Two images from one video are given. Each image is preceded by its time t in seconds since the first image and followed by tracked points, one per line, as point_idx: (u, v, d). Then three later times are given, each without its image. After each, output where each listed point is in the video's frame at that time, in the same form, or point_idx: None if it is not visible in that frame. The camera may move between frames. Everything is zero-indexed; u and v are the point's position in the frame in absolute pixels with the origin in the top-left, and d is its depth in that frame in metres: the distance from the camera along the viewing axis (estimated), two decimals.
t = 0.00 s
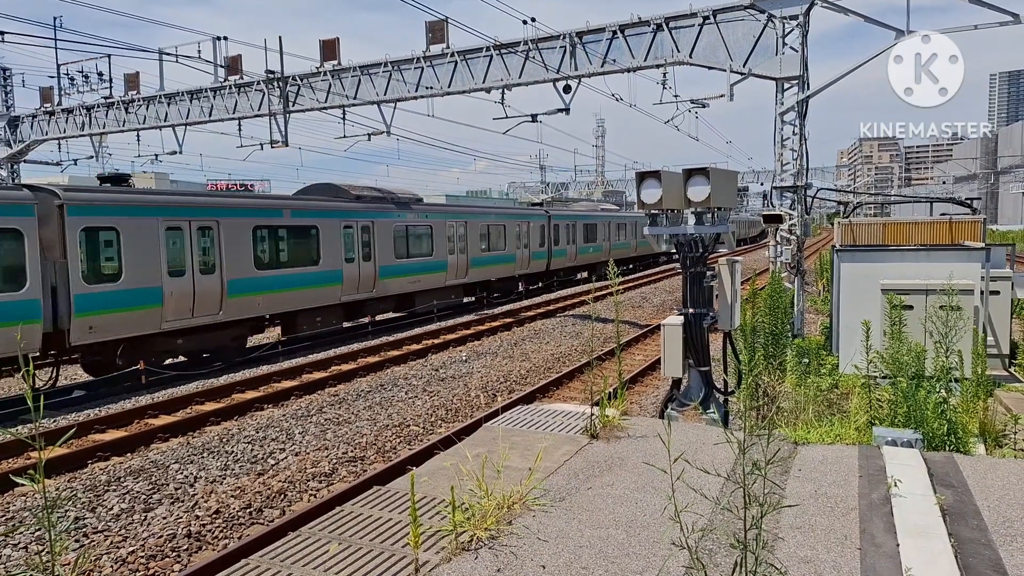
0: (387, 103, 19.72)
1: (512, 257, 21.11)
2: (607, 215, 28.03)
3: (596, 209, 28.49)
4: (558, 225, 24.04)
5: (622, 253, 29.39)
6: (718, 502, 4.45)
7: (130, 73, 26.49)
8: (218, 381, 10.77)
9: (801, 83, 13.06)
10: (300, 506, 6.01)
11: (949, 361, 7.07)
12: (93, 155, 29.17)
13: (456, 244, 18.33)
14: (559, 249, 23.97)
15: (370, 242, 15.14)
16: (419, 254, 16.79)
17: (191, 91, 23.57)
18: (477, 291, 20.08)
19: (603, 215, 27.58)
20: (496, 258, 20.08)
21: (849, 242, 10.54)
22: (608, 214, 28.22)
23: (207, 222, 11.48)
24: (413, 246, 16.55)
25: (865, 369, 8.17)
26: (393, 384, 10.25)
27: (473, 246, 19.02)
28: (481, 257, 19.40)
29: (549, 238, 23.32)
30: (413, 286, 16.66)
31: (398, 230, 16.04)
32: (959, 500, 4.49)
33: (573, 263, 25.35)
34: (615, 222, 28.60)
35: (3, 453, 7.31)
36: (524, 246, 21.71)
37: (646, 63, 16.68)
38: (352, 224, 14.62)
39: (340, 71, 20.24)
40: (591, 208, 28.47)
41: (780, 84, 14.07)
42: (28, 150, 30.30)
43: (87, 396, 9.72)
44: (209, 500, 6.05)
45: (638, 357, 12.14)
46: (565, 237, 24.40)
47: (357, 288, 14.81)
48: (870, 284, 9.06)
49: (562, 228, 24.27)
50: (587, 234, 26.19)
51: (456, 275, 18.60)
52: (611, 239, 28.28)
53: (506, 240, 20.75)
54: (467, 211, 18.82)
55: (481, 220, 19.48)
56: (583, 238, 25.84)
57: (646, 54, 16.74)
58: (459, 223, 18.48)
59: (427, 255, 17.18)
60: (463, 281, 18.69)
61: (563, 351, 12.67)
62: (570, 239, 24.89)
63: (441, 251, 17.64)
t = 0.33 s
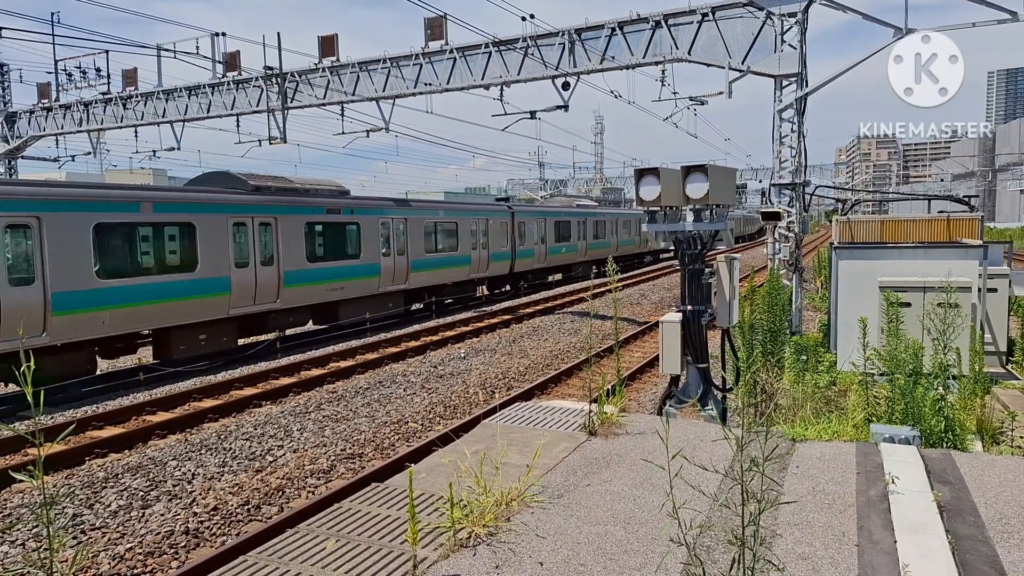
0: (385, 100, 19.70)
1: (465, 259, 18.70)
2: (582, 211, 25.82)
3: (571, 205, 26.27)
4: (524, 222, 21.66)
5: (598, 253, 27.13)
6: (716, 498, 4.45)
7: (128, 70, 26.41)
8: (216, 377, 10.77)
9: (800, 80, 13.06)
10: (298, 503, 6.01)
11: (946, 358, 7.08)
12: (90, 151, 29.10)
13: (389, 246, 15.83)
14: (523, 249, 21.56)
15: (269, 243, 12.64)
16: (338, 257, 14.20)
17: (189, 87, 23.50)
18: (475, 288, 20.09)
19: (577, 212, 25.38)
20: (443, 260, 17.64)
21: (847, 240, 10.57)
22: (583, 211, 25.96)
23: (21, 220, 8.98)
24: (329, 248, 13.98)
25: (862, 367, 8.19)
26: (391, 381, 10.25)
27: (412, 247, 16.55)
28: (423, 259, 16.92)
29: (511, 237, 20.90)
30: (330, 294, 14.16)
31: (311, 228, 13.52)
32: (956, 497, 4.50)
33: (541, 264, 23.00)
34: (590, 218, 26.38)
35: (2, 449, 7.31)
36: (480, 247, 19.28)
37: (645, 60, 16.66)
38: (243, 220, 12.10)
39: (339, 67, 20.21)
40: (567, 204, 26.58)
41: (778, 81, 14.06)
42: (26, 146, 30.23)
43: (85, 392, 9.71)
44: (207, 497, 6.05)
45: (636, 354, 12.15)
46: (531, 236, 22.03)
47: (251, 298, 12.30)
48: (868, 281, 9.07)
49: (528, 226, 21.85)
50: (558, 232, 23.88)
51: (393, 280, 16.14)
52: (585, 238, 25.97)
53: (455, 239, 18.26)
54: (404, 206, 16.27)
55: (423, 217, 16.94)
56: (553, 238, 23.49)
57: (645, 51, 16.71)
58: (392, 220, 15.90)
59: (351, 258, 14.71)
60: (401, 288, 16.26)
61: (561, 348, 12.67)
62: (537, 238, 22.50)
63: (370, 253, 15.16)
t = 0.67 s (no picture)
0: (383, 97, 19.67)
1: (406, 263, 16.44)
2: (552, 208, 23.79)
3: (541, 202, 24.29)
4: (478, 222, 19.52)
5: (572, 257, 25.15)
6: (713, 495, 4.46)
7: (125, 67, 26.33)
8: (214, 375, 10.76)
9: (798, 78, 13.07)
10: (295, 501, 6.00)
11: (942, 356, 7.10)
12: (87, 149, 29.01)
13: (301, 250, 13.40)
14: (478, 252, 19.47)
15: (123, 248, 10.29)
16: (225, 265, 11.81)
17: (186, 85, 23.46)
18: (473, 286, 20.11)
19: (546, 209, 23.38)
20: (376, 264, 15.32)
21: (845, 238, 10.59)
22: (554, 209, 23.99)
23: None
24: (217, 255, 11.67)
25: (859, 364, 8.21)
26: (389, 379, 10.25)
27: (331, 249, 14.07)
28: (348, 265, 14.51)
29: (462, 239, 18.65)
30: (212, 309, 11.71)
31: (189, 231, 11.21)
32: (952, 495, 4.51)
33: (504, 266, 20.96)
34: (560, 218, 24.37)
35: None
36: (423, 249, 17.02)
37: (643, 58, 16.63)
38: (120, 218, 10.23)
39: (337, 65, 20.18)
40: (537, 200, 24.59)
41: (777, 79, 14.06)
42: (23, 143, 30.11)
43: (82, 391, 9.70)
44: (204, 495, 6.05)
45: (634, 352, 12.16)
46: (490, 237, 19.97)
47: (95, 317, 9.94)
48: (865, 279, 9.08)
49: (485, 226, 19.74)
50: (524, 232, 21.87)
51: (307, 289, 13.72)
52: (556, 238, 24.00)
53: (390, 240, 15.91)
54: (322, 202, 13.83)
55: (347, 215, 14.52)
56: (517, 239, 21.40)
57: (642, 49, 16.70)
58: (58, 217, 9.42)
59: (245, 265, 12.28)
60: (317, 297, 13.85)
61: (559, 346, 12.67)
62: (496, 239, 20.41)
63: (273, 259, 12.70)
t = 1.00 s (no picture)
0: (381, 94, 19.64)
1: (323, 267, 14.20)
2: (516, 205, 21.83)
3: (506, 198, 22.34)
4: (421, 220, 17.38)
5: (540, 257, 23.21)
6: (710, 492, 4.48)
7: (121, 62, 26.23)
8: (211, 372, 10.75)
9: (795, 77, 13.08)
10: (292, 497, 6.01)
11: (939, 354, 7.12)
12: (83, 145, 28.91)
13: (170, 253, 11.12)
14: (421, 255, 17.35)
15: None
16: (58, 272, 9.58)
17: (183, 81, 23.42)
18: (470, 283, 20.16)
19: (509, 206, 21.43)
20: (276, 270, 12.98)
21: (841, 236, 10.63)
22: (518, 205, 22.03)
23: None
24: (46, 259, 9.46)
25: (855, 362, 8.24)
26: (387, 376, 10.24)
27: (210, 250, 11.72)
28: (236, 270, 12.19)
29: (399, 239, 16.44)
30: (44, 328, 9.46)
31: (12, 231, 9.10)
32: (948, 491, 4.53)
33: (455, 269, 18.92)
34: (526, 216, 22.40)
35: None
36: (346, 251, 14.76)
37: (641, 55, 16.62)
38: None
39: (334, 61, 20.13)
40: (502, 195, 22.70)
41: (774, 77, 14.07)
42: (18, 139, 30.00)
43: (79, 387, 9.70)
44: (201, 492, 6.05)
45: (631, 349, 12.18)
46: (436, 237, 17.93)
47: None
48: (862, 277, 9.10)
49: (430, 225, 17.65)
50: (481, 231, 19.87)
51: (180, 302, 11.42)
52: (521, 237, 22.04)
53: (302, 241, 13.64)
54: (196, 194, 11.50)
55: (238, 211, 12.22)
56: (471, 240, 19.34)
57: (640, 46, 16.69)
58: None
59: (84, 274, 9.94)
60: (192, 311, 11.52)
61: (556, 344, 12.68)
62: (444, 239, 18.33)
63: (123, 264, 10.35)
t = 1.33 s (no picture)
0: (377, 91, 19.61)
1: (206, 276, 11.71)
2: (472, 201, 19.68)
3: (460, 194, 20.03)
4: (343, 218, 14.80)
5: (503, 259, 21.03)
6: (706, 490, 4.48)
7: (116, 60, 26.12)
8: (206, 370, 10.72)
9: (791, 75, 13.08)
10: (287, 496, 5.99)
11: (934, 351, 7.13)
12: (78, 143, 28.79)
13: None
14: (345, 258, 14.83)
15: None
16: None
17: (179, 78, 23.33)
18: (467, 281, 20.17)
19: (462, 201, 19.10)
20: (129, 282, 10.46)
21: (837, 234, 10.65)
22: (472, 202, 19.71)
23: None
24: None
25: (851, 359, 8.26)
26: (383, 374, 10.22)
27: (30, 257, 9.24)
28: (76, 282, 9.77)
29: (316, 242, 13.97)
30: None
31: None
32: (943, 489, 4.54)
33: (393, 275, 16.45)
34: (483, 213, 20.18)
35: None
36: (239, 257, 12.27)
37: (638, 53, 16.62)
38: None
39: (330, 58, 20.08)
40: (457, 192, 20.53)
41: (770, 75, 14.08)
42: (13, 136, 29.87)
43: (73, 386, 9.67)
44: (195, 491, 6.03)
45: (628, 347, 12.19)
46: (366, 239, 15.41)
47: None
48: (857, 274, 9.11)
49: (356, 223, 15.13)
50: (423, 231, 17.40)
51: None
52: (477, 237, 19.76)
53: (169, 245, 11.11)
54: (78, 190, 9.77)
55: (74, 208, 9.73)
56: (410, 241, 16.84)
57: (637, 44, 16.69)
58: None
59: None
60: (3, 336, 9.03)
61: (552, 341, 12.67)
62: (376, 241, 15.81)
63: None
